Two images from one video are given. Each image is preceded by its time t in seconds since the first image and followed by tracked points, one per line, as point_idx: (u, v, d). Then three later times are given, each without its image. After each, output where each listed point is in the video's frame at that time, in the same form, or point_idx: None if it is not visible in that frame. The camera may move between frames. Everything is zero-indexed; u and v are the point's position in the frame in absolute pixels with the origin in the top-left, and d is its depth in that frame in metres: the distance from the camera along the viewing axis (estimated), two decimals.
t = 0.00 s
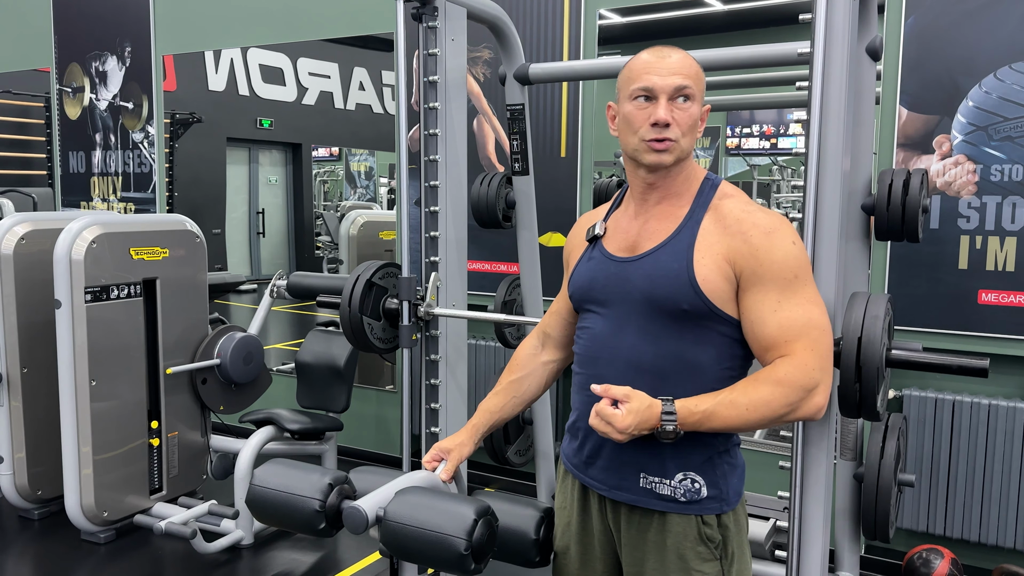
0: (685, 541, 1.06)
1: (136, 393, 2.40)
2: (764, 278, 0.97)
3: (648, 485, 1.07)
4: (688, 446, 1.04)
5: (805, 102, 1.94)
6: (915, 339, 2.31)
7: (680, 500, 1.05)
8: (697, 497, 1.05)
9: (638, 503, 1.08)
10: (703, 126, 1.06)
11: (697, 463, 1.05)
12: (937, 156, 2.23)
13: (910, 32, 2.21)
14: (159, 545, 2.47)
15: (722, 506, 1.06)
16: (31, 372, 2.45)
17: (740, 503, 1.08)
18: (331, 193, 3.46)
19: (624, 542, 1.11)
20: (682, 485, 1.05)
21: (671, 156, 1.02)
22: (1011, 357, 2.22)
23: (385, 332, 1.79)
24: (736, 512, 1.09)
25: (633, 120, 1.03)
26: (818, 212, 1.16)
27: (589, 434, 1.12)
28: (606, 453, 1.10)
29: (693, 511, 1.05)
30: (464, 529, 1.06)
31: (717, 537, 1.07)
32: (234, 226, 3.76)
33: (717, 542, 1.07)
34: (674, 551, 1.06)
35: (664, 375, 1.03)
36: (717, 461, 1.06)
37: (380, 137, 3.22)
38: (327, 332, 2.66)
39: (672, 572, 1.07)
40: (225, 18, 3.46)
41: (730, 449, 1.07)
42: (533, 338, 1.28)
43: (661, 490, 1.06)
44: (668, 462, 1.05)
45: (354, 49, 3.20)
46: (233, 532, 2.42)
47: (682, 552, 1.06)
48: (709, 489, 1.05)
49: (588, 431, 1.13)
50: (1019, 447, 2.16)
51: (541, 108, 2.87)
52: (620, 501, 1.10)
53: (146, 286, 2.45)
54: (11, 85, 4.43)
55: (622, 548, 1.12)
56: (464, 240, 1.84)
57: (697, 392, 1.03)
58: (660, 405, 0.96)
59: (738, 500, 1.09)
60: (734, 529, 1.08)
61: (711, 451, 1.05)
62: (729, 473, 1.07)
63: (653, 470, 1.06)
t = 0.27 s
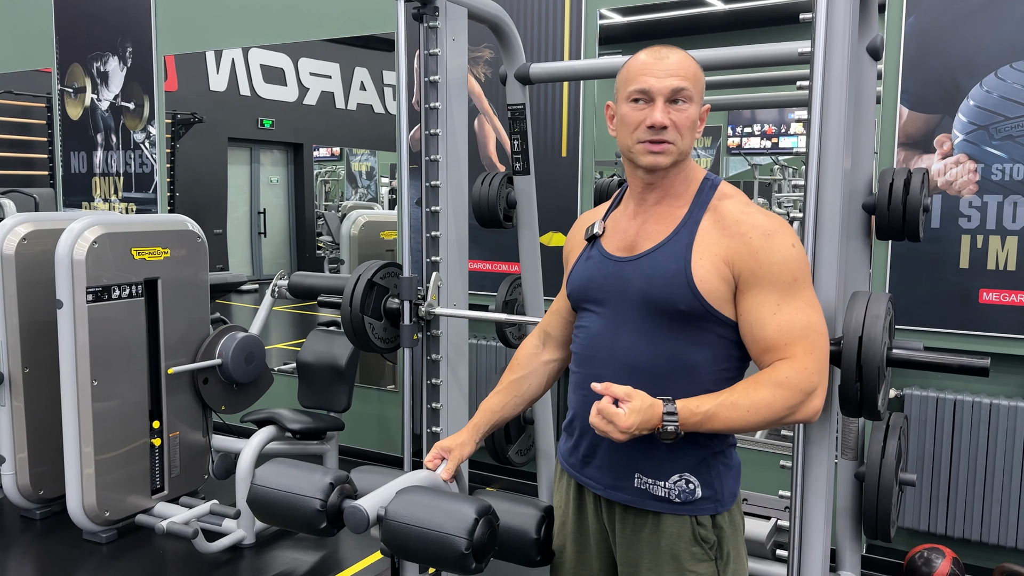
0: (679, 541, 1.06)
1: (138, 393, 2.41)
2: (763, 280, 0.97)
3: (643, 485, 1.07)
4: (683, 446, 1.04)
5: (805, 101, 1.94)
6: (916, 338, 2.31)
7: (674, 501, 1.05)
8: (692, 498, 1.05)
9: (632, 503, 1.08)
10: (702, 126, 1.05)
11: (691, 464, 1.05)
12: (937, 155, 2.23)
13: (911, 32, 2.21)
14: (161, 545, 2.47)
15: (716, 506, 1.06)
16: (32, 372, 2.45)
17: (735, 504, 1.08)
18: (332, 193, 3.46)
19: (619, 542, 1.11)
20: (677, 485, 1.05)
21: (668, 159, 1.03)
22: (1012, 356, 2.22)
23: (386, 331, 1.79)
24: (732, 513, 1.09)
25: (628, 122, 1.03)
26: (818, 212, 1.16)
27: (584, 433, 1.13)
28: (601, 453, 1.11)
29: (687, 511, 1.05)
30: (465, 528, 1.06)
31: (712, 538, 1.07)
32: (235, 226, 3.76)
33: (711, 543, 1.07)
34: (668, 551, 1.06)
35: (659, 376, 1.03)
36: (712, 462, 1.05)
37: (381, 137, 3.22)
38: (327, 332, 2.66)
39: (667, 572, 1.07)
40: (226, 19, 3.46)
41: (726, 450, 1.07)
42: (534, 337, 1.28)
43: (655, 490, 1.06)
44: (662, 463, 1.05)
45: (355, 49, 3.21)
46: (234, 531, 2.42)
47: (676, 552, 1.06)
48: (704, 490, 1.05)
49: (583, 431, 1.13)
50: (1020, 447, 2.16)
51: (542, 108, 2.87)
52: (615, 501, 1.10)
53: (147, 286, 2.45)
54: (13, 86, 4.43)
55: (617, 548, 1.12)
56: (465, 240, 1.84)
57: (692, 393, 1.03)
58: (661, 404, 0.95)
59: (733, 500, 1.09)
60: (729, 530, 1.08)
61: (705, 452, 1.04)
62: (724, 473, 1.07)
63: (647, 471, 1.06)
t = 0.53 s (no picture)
0: (675, 543, 1.06)
1: (140, 393, 2.41)
2: (763, 283, 0.97)
3: (640, 486, 1.07)
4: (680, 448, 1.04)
5: (808, 101, 1.94)
6: (918, 337, 2.31)
7: (671, 502, 1.05)
8: (689, 499, 1.05)
9: (629, 504, 1.08)
10: (699, 125, 1.05)
11: (688, 465, 1.05)
12: (940, 154, 2.22)
13: (913, 31, 2.21)
14: (163, 544, 2.48)
15: (714, 508, 1.06)
16: (35, 372, 2.45)
17: (733, 505, 1.08)
18: (334, 193, 3.46)
19: (616, 543, 1.11)
20: (674, 486, 1.05)
21: (660, 155, 1.03)
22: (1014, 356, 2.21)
23: (388, 331, 1.79)
24: (730, 514, 1.08)
25: (622, 117, 1.04)
26: (820, 212, 1.16)
27: (581, 433, 1.13)
28: (598, 454, 1.11)
29: (684, 512, 1.05)
30: (466, 528, 1.06)
31: (709, 540, 1.07)
32: (237, 227, 3.76)
33: (709, 544, 1.07)
34: (665, 553, 1.06)
35: (658, 377, 1.03)
36: (709, 463, 1.05)
37: (383, 137, 3.22)
38: (329, 332, 2.66)
39: (664, 573, 1.07)
40: (228, 19, 3.47)
41: (723, 451, 1.07)
42: (535, 337, 1.28)
43: (652, 491, 1.06)
44: (659, 464, 1.05)
45: (356, 49, 3.21)
46: (236, 532, 2.42)
47: (673, 554, 1.06)
48: (701, 491, 1.05)
49: (580, 431, 1.13)
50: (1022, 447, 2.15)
51: (543, 108, 2.87)
52: (611, 502, 1.10)
53: (149, 286, 2.45)
54: (16, 87, 4.44)
55: (614, 549, 1.12)
56: (467, 240, 1.84)
57: (690, 396, 1.02)
58: (663, 408, 0.94)
59: (731, 502, 1.08)
60: (727, 532, 1.08)
61: (702, 453, 1.04)
62: (722, 474, 1.07)
63: (644, 472, 1.06)
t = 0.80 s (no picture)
0: (674, 543, 1.06)
1: (142, 393, 2.41)
2: (768, 282, 0.97)
3: (639, 486, 1.07)
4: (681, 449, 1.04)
5: (810, 101, 1.94)
6: (920, 338, 2.30)
7: (671, 502, 1.05)
8: (689, 500, 1.05)
9: (629, 504, 1.08)
10: (696, 125, 1.04)
11: (689, 466, 1.04)
12: (942, 155, 2.22)
13: (916, 32, 2.20)
14: (165, 544, 2.48)
15: (713, 509, 1.06)
16: (37, 372, 2.46)
17: (733, 506, 1.08)
18: (336, 194, 3.47)
19: (615, 543, 1.11)
20: (674, 487, 1.04)
21: (652, 158, 1.03)
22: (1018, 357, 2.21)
23: (390, 331, 1.79)
24: (730, 516, 1.08)
25: (615, 120, 1.05)
26: (824, 212, 1.16)
27: (581, 433, 1.13)
28: (599, 453, 1.10)
29: (684, 513, 1.05)
30: (468, 528, 1.06)
31: (709, 541, 1.06)
32: (239, 226, 3.77)
33: (708, 545, 1.07)
34: (664, 553, 1.06)
35: (659, 377, 1.03)
36: (710, 464, 1.05)
37: (385, 138, 3.22)
38: (331, 332, 2.67)
39: (663, 573, 1.07)
40: (231, 20, 3.47)
41: (724, 452, 1.06)
42: (539, 338, 1.28)
43: (652, 491, 1.06)
44: (659, 464, 1.05)
45: (359, 49, 3.21)
46: (238, 531, 2.42)
47: (672, 554, 1.06)
48: (701, 492, 1.05)
49: (581, 431, 1.13)
50: None
51: (545, 107, 2.87)
52: (611, 502, 1.10)
53: (152, 286, 2.46)
54: (19, 87, 4.45)
55: (614, 549, 1.12)
56: (469, 240, 1.84)
57: (691, 397, 1.02)
58: (681, 411, 0.90)
59: (731, 503, 1.08)
60: (726, 533, 1.08)
61: (702, 454, 1.04)
62: (722, 475, 1.06)
63: (644, 472, 1.06)
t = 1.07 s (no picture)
0: (678, 544, 1.05)
1: (145, 393, 2.41)
2: (768, 287, 0.97)
3: (643, 487, 1.07)
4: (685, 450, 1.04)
5: (813, 101, 1.94)
6: (923, 339, 2.30)
7: (675, 503, 1.05)
8: (693, 501, 1.05)
9: (633, 505, 1.07)
10: (693, 122, 1.04)
11: (693, 466, 1.04)
12: (946, 156, 2.22)
13: (919, 33, 2.20)
14: (167, 544, 2.48)
15: (718, 510, 1.06)
16: (40, 372, 2.46)
17: (737, 507, 1.08)
18: (339, 194, 3.47)
19: (619, 544, 1.11)
20: (678, 488, 1.04)
21: (645, 156, 1.03)
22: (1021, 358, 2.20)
23: (392, 332, 1.79)
24: (733, 517, 1.08)
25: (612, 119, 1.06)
26: (828, 214, 1.16)
27: (586, 434, 1.13)
28: (602, 454, 1.10)
29: (688, 514, 1.05)
30: (470, 529, 1.06)
31: (713, 542, 1.06)
32: (242, 227, 3.77)
33: (712, 547, 1.06)
34: (667, 554, 1.06)
35: (662, 378, 1.03)
36: (714, 465, 1.05)
37: (389, 138, 3.23)
38: (334, 332, 2.67)
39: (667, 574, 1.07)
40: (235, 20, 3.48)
41: (728, 453, 1.06)
42: (545, 338, 1.28)
43: (656, 492, 1.06)
44: (663, 465, 1.05)
45: (362, 50, 3.20)
46: (240, 532, 2.43)
47: (676, 555, 1.06)
48: (705, 493, 1.05)
49: (585, 431, 1.13)
50: None
51: (548, 108, 2.87)
52: (615, 502, 1.10)
53: (154, 286, 2.46)
54: (22, 87, 4.46)
55: (618, 550, 1.12)
56: (472, 240, 1.83)
57: (695, 399, 1.02)
58: (664, 418, 0.95)
59: (735, 504, 1.08)
60: (730, 534, 1.08)
61: (706, 454, 1.04)
62: (726, 476, 1.06)
63: (648, 472, 1.06)
